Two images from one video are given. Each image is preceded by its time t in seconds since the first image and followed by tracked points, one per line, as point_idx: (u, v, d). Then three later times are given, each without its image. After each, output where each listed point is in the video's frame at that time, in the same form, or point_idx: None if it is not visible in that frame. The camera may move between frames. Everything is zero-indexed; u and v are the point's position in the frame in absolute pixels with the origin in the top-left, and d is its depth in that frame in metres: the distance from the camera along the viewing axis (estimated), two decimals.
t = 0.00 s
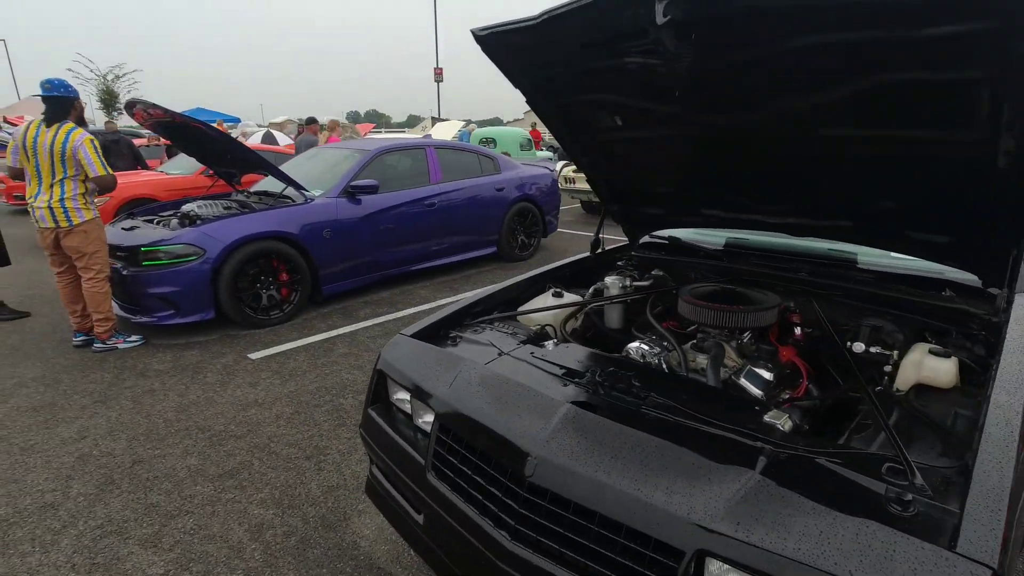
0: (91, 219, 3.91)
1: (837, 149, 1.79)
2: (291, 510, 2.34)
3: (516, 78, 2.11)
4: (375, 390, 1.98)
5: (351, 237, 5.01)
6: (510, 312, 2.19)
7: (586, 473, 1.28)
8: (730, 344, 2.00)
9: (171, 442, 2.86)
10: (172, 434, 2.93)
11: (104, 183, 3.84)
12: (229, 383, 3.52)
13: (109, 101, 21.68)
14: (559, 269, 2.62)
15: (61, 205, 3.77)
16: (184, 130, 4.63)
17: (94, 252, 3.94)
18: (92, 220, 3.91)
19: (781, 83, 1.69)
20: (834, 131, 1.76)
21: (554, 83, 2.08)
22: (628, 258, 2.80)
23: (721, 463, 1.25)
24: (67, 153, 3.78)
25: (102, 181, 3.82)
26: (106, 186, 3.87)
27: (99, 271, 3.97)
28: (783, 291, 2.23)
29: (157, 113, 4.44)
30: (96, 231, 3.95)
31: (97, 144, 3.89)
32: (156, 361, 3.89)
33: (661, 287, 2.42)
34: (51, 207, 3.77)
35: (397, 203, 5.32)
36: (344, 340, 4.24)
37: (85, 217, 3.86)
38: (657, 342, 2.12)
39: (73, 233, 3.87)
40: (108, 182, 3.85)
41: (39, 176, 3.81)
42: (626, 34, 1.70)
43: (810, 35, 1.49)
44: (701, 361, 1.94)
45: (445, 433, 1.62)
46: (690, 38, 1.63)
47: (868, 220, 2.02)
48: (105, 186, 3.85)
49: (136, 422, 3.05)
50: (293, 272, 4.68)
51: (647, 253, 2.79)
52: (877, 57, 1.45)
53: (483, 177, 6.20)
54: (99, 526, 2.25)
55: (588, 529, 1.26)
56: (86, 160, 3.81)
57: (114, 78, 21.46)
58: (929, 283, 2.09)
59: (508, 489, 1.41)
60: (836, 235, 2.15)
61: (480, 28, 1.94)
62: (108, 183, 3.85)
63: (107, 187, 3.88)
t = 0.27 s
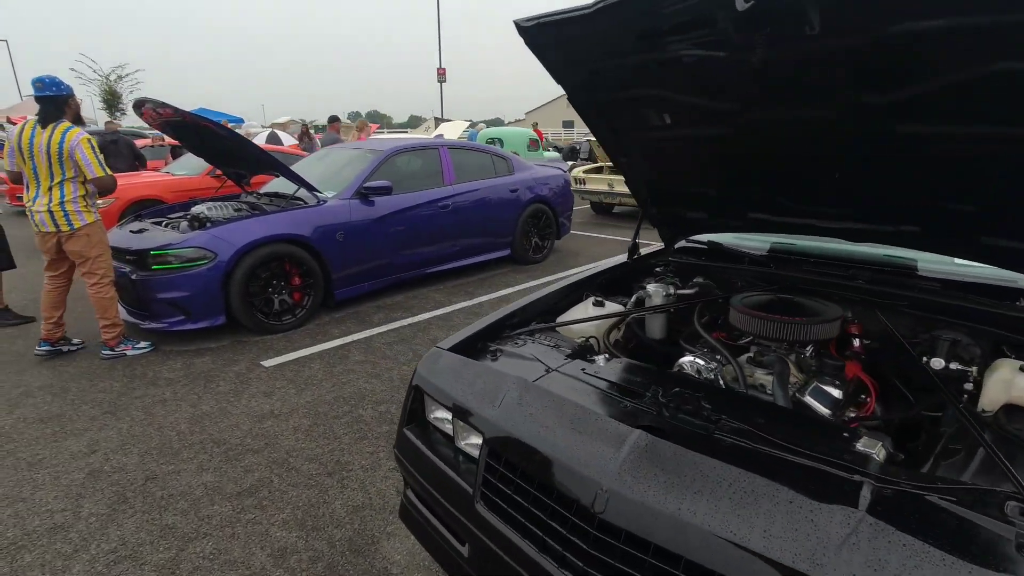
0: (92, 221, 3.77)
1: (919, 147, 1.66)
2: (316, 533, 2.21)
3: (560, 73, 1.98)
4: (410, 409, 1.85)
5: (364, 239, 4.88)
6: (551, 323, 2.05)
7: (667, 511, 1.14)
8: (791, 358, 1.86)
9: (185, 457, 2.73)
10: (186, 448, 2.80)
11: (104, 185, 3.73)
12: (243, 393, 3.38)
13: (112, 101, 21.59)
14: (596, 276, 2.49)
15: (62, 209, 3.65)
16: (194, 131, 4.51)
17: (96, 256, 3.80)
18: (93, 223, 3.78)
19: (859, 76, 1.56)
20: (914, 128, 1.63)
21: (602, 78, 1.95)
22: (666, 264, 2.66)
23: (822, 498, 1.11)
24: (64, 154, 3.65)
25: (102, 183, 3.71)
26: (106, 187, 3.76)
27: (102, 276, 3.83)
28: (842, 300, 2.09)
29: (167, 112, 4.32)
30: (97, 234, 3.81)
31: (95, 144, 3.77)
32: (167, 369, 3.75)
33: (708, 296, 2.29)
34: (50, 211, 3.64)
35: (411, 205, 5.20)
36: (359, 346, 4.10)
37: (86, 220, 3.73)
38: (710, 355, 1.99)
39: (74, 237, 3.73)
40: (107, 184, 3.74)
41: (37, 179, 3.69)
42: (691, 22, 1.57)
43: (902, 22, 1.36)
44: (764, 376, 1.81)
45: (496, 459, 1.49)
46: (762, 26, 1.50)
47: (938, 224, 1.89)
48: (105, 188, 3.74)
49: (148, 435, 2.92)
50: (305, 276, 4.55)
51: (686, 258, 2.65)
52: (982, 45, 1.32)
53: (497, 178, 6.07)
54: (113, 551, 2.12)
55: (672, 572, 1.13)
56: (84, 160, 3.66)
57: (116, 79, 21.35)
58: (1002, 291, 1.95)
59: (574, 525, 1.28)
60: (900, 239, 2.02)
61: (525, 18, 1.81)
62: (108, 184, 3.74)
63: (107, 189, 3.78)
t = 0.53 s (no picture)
0: (79, 228, 3.63)
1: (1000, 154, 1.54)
2: (341, 559, 2.09)
3: (604, 74, 1.86)
4: (449, 434, 1.73)
5: (377, 244, 4.76)
6: (593, 339, 1.93)
7: (759, 563, 1.02)
8: (854, 378, 1.74)
9: (200, 474, 2.61)
10: (200, 465, 2.68)
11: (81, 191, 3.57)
12: (256, 405, 3.26)
13: (114, 102, 21.50)
14: (633, 287, 2.38)
15: (45, 217, 3.52)
16: (202, 132, 4.40)
17: (88, 263, 3.67)
18: (80, 230, 3.64)
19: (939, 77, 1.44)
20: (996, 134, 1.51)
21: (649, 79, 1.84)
22: (704, 274, 2.55)
23: (937, 549, 0.99)
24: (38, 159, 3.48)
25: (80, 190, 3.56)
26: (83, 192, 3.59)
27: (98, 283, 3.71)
28: (901, 315, 1.97)
29: (175, 114, 4.20)
30: (86, 241, 3.67)
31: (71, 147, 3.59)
32: (178, 379, 3.64)
33: (754, 309, 2.16)
34: (35, 219, 3.51)
35: (424, 208, 5.08)
36: (374, 355, 3.98)
37: (70, 227, 3.59)
38: (763, 374, 1.87)
39: (63, 246, 3.61)
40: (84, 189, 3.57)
41: (19, 187, 3.55)
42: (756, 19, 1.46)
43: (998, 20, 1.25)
44: (827, 400, 1.69)
45: (549, 494, 1.37)
46: (839, 23, 1.39)
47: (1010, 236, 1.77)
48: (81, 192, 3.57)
49: (160, 451, 2.80)
50: (317, 283, 4.43)
51: (725, 268, 2.54)
52: None
53: (510, 181, 5.95)
54: None
55: None
56: (57, 164, 3.49)
57: (119, 79, 21.27)
58: None
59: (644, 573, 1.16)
60: (965, 250, 1.90)
61: (570, 16, 1.70)
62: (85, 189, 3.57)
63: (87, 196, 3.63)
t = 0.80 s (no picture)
0: (63, 230, 3.48)
1: None
2: None
3: (649, 68, 1.76)
4: (488, 453, 1.63)
5: (389, 246, 4.66)
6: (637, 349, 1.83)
7: None
8: (918, 391, 1.63)
9: (214, 487, 2.51)
10: (214, 477, 2.57)
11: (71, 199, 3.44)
12: (270, 413, 3.16)
13: (117, 102, 21.45)
14: (669, 293, 2.27)
15: (26, 218, 3.36)
16: (210, 132, 4.29)
17: (78, 266, 3.54)
18: (65, 232, 3.49)
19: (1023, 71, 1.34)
20: None
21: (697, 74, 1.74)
22: (742, 278, 2.44)
23: None
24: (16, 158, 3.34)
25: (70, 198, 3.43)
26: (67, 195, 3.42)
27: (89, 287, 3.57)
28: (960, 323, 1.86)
29: (184, 113, 4.10)
30: (73, 243, 3.53)
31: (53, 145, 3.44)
32: (187, 385, 3.53)
33: (800, 316, 2.06)
34: (17, 221, 3.36)
35: (437, 209, 4.98)
36: (388, 360, 3.87)
37: (54, 228, 3.44)
38: (817, 386, 1.76)
39: (50, 249, 3.47)
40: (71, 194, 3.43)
41: None
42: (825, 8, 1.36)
43: None
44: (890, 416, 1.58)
45: (607, 522, 1.27)
46: (919, 9, 1.28)
47: None
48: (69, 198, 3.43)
49: (171, 462, 2.70)
50: (328, 286, 4.32)
51: (763, 273, 2.43)
52: None
53: (522, 182, 5.85)
54: None
55: None
56: (34, 160, 3.32)
57: (122, 80, 21.20)
58: None
59: None
60: None
61: (617, 7, 1.59)
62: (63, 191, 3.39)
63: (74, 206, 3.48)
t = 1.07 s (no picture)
0: (64, 233, 3.39)
1: None
2: None
3: (704, 59, 1.66)
4: (538, 471, 1.52)
5: (404, 247, 4.55)
6: (689, 359, 1.72)
7: None
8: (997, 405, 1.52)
9: (233, 500, 2.40)
10: (232, 490, 2.47)
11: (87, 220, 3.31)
12: (286, 421, 3.05)
13: (119, 102, 21.37)
14: (713, 299, 2.17)
15: (27, 221, 3.26)
16: (221, 131, 4.20)
17: (76, 273, 3.44)
18: (66, 236, 3.40)
19: None
20: None
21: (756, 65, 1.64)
22: (786, 282, 2.33)
23: None
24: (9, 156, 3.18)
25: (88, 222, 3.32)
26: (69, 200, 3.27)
27: (82, 294, 3.48)
28: None
29: (195, 111, 3.99)
30: (74, 250, 3.43)
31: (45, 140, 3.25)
32: (200, 392, 3.43)
33: (855, 323, 1.95)
34: (17, 224, 3.26)
35: (451, 210, 4.88)
36: (405, 365, 3.76)
37: (55, 232, 3.35)
38: (884, 399, 1.65)
39: (48, 252, 3.37)
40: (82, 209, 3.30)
41: None
42: None
43: None
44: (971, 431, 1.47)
45: (681, 551, 1.17)
46: None
47: None
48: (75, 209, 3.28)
49: (187, 473, 2.59)
50: (343, 288, 4.21)
51: (808, 277, 2.32)
52: None
53: (536, 182, 5.75)
54: None
55: None
56: (23, 158, 3.15)
57: (125, 80, 21.12)
58: None
59: None
60: None
61: None
62: (59, 191, 3.23)
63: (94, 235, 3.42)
